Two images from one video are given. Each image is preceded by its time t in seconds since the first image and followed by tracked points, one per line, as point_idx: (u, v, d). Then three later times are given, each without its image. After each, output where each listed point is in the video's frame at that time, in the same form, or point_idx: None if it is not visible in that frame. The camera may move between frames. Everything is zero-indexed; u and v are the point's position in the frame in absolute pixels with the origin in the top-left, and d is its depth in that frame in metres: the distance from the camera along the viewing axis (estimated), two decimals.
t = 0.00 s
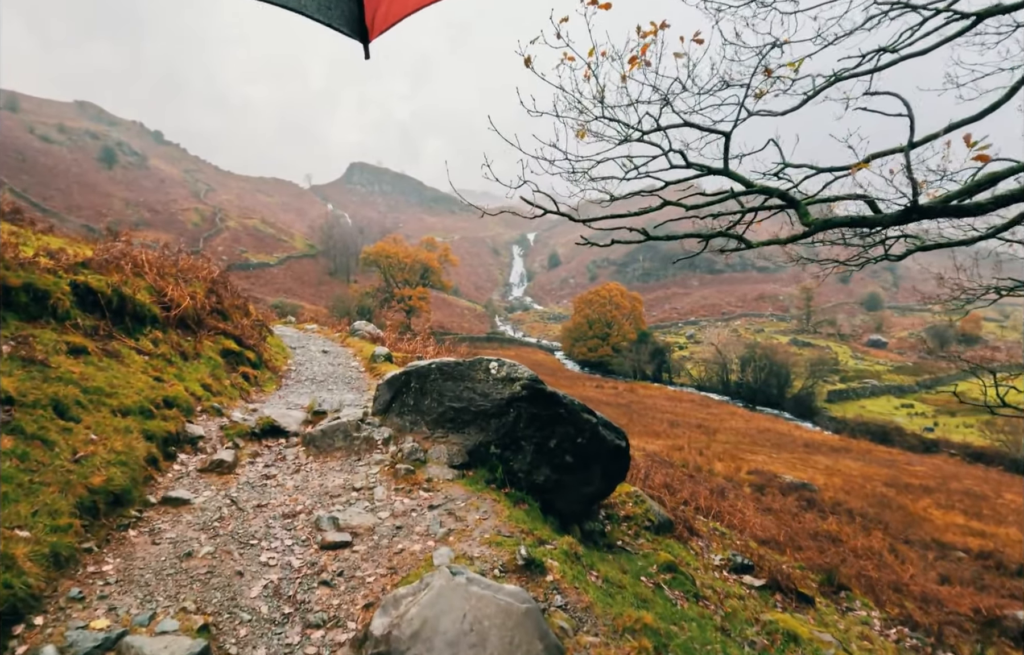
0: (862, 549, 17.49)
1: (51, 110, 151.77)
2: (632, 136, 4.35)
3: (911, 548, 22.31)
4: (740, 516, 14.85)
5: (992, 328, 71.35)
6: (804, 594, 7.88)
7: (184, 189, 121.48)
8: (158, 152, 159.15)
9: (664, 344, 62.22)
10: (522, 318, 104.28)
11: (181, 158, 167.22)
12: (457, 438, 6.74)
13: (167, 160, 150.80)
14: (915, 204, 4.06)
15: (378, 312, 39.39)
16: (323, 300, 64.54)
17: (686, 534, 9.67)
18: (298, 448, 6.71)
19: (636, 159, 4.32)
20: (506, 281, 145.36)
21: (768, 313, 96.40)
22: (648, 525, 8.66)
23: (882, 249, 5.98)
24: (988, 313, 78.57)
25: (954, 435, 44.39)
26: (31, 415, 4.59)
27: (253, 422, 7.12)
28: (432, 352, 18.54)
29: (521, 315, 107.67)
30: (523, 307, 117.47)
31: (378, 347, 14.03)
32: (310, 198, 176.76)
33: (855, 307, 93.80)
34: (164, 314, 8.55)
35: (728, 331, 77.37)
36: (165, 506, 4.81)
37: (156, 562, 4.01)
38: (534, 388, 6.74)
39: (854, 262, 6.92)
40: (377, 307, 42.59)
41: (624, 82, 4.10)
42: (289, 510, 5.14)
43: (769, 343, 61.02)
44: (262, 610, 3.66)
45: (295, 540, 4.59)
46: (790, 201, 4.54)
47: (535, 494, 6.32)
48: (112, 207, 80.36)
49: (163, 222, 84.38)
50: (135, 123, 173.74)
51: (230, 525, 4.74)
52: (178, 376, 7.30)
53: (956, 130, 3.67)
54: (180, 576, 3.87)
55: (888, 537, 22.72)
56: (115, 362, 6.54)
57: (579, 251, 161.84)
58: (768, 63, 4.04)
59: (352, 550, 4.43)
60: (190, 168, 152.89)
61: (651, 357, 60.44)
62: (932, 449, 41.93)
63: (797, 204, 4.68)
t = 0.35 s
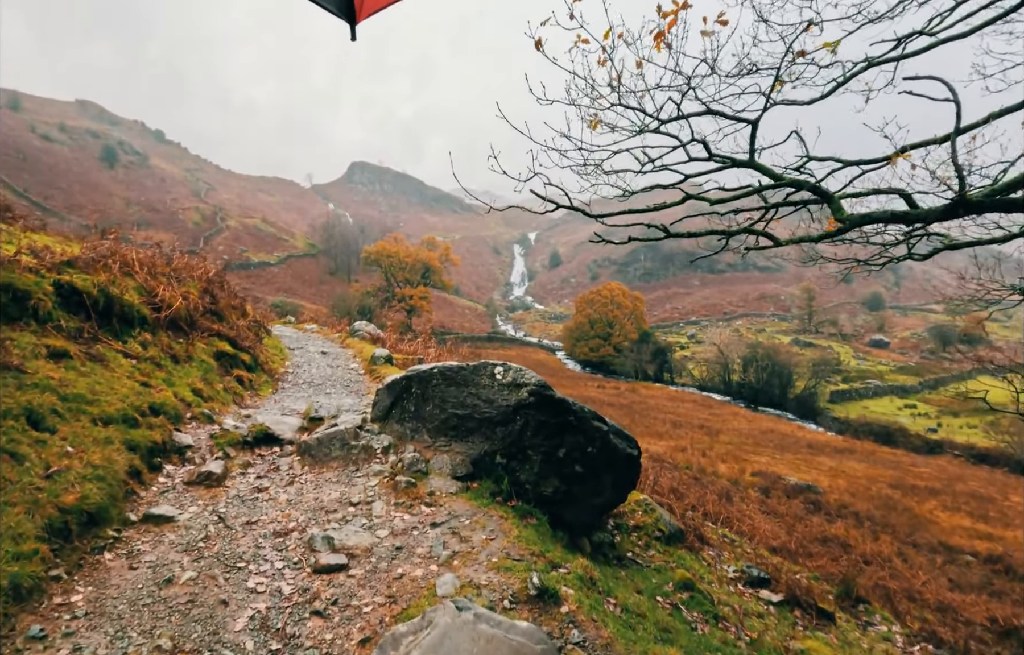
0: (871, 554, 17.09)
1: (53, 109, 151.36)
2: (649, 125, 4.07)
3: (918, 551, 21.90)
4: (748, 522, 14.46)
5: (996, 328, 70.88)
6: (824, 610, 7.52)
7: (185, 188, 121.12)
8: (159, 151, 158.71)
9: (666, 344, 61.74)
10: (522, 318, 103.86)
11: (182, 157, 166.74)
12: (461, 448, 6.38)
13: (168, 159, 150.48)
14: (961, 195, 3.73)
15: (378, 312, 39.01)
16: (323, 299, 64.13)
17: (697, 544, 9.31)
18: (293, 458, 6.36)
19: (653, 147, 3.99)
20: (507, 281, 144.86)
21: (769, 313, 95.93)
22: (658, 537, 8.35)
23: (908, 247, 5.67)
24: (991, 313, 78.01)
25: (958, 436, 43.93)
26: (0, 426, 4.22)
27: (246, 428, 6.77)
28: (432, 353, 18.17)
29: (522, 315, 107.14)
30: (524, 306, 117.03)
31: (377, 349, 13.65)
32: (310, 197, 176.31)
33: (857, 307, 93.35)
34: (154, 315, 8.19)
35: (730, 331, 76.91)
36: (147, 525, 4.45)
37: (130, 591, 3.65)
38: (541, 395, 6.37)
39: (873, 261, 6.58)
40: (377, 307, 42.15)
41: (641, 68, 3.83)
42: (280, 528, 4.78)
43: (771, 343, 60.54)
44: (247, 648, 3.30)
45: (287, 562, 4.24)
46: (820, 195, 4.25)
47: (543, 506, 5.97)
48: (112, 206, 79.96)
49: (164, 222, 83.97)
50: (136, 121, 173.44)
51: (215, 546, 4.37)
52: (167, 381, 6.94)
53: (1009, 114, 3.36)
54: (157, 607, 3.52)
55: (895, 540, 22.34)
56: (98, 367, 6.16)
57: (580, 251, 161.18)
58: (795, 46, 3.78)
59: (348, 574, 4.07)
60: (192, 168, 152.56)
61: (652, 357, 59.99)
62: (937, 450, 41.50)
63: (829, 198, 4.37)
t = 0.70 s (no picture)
0: (877, 557, 16.82)
1: (50, 108, 150.75)
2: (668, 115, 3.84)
3: (923, 553, 21.62)
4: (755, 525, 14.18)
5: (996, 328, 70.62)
6: (842, 622, 7.28)
7: (183, 188, 120.62)
8: (157, 151, 158.11)
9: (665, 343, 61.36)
10: (521, 318, 103.47)
11: (180, 156, 166.11)
12: (467, 455, 6.11)
13: (166, 159, 149.95)
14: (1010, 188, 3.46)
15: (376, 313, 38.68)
16: (322, 299, 63.78)
17: (707, 551, 9.04)
18: (291, 465, 6.08)
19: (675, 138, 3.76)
20: (506, 281, 144.51)
21: (768, 312, 95.70)
22: (668, 546, 8.09)
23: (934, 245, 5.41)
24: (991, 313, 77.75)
25: (959, 436, 43.68)
26: None
27: (242, 434, 6.49)
28: (432, 354, 17.87)
29: (521, 315, 106.80)
30: (523, 306, 116.82)
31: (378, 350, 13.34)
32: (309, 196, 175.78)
33: (855, 306, 93.23)
34: (146, 316, 7.91)
35: (729, 331, 76.70)
36: (134, 540, 4.17)
37: (114, 616, 3.35)
38: (551, 399, 6.10)
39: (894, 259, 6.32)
40: (376, 307, 41.82)
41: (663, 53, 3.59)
42: (277, 543, 4.50)
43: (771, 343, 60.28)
44: None
45: (286, 581, 3.95)
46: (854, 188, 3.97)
47: (553, 516, 5.70)
48: (109, 206, 79.51)
49: (162, 221, 83.57)
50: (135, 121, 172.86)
51: (207, 563, 4.09)
52: (159, 385, 6.66)
53: None
54: (142, 634, 3.23)
55: (899, 543, 22.07)
56: (86, 370, 5.88)
57: (579, 251, 160.87)
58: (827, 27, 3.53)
59: (350, 594, 3.79)
60: (190, 167, 152.10)
61: (652, 357, 59.69)
62: (938, 450, 41.26)
63: (862, 192, 4.09)
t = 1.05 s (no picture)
0: (895, 564, 16.38)
1: (56, 111, 151.33)
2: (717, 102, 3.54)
3: (938, 558, 21.14)
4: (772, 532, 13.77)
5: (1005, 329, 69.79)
6: (881, 642, 6.89)
7: (187, 189, 120.78)
8: (162, 152, 158.47)
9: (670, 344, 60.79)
10: (525, 319, 103.06)
11: (185, 158, 166.39)
12: (486, 466, 5.80)
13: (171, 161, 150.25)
14: None
15: (380, 314, 38.39)
16: (326, 300, 63.55)
17: (731, 562, 8.66)
18: (301, 478, 5.75)
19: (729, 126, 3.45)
20: (510, 281, 144.10)
21: (774, 313, 95.03)
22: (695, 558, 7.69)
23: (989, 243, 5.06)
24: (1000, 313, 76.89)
25: (970, 437, 43.06)
26: None
27: (250, 443, 6.17)
28: (439, 356, 17.54)
29: (525, 316, 106.35)
30: (527, 307, 116.46)
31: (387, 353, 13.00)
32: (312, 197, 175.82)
33: (862, 306, 92.48)
34: (149, 319, 7.60)
35: (735, 332, 76.12)
36: (135, 564, 3.84)
37: None
38: (576, 408, 5.75)
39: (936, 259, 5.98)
40: (380, 308, 41.50)
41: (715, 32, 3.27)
42: (289, 565, 4.17)
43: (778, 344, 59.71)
44: None
45: (298, 611, 3.62)
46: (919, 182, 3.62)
47: (579, 533, 5.35)
48: (114, 208, 79.49)
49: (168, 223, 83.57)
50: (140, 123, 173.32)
51: (213, 590, 3.75)
52: (163, 392, 6.35)
53: None
54: None
55: (914, 547, 21.60)
56: (86, 377, 5.58)
57: (583, 251, 160.33)
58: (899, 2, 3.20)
59: (369, 626, 3.46)
60: (195, 169, 152.39)
61: (657, 358, 59.21)
62: (948, 452, 40.67)
63: (928, 184, 3.70)
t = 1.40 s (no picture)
0: (911, 570, 15.95)
1: (63, 112, 151.82)
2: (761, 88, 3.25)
3: (953, 564, 20.61)
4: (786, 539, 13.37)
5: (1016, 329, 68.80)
6: None
7: (193, 190, 120.98)
8: (168, 153, 158.81)
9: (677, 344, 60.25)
10: (530, 319, 102.55)
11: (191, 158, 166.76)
12: (501, 479, 5.48)
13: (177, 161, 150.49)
14: None
15: (384, 315, 38.06)
16: (330, 300, 63.28)
17: (752, 574, 8.30)
18: (305, 490, 5.44)
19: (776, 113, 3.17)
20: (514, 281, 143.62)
21: (781, 312, 94.23)
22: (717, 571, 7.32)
23: None
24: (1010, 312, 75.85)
25: (981, 439, 42.40)
26: None
27: (252, 453, 5.87)
28: (444, 357, 17.22)
29: (530, 316, 105.85)
30: (532, 307, 115.98)
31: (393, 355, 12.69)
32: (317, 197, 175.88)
33: (869, 306, 91.56)
34: (148, 322, 7.31)
35: (741, 332, 75.44)
36: (125, 592, 3.53)
37: None
38: (596, 417, 5.41)
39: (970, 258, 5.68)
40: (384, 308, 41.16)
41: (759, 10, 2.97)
42: (292, 590, 3.86)
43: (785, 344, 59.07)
44: None
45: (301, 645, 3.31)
46: (983, 174, 3.36)
47: (600, 550, 5.02)
48: (119, 208, 79.52)
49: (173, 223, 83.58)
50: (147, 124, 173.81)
51: (209, 621, 3.45)
52: (161, 399, 6.07)
53: None
54: None
55: (928, 552, 21.11)
56: (79, 384, 5.30)
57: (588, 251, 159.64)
58: None
59: None
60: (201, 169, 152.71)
61: (663, 358, 58.68)
62: (960, 453, 40.03)
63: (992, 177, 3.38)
